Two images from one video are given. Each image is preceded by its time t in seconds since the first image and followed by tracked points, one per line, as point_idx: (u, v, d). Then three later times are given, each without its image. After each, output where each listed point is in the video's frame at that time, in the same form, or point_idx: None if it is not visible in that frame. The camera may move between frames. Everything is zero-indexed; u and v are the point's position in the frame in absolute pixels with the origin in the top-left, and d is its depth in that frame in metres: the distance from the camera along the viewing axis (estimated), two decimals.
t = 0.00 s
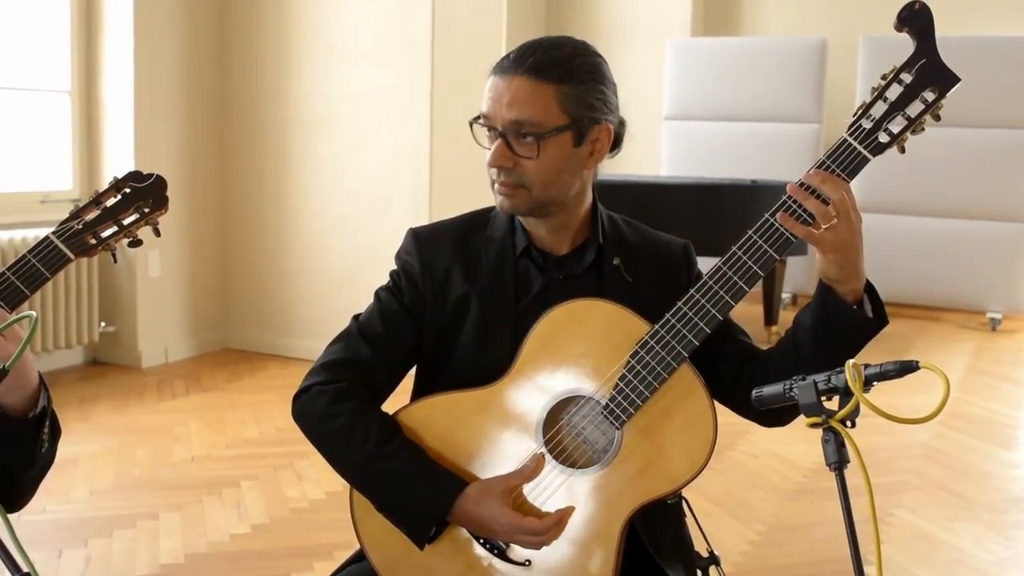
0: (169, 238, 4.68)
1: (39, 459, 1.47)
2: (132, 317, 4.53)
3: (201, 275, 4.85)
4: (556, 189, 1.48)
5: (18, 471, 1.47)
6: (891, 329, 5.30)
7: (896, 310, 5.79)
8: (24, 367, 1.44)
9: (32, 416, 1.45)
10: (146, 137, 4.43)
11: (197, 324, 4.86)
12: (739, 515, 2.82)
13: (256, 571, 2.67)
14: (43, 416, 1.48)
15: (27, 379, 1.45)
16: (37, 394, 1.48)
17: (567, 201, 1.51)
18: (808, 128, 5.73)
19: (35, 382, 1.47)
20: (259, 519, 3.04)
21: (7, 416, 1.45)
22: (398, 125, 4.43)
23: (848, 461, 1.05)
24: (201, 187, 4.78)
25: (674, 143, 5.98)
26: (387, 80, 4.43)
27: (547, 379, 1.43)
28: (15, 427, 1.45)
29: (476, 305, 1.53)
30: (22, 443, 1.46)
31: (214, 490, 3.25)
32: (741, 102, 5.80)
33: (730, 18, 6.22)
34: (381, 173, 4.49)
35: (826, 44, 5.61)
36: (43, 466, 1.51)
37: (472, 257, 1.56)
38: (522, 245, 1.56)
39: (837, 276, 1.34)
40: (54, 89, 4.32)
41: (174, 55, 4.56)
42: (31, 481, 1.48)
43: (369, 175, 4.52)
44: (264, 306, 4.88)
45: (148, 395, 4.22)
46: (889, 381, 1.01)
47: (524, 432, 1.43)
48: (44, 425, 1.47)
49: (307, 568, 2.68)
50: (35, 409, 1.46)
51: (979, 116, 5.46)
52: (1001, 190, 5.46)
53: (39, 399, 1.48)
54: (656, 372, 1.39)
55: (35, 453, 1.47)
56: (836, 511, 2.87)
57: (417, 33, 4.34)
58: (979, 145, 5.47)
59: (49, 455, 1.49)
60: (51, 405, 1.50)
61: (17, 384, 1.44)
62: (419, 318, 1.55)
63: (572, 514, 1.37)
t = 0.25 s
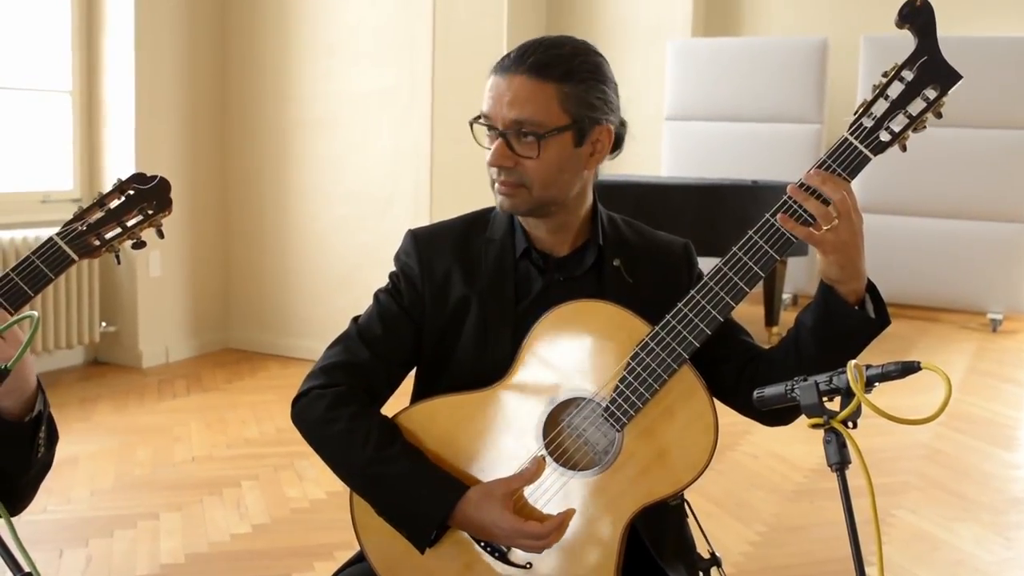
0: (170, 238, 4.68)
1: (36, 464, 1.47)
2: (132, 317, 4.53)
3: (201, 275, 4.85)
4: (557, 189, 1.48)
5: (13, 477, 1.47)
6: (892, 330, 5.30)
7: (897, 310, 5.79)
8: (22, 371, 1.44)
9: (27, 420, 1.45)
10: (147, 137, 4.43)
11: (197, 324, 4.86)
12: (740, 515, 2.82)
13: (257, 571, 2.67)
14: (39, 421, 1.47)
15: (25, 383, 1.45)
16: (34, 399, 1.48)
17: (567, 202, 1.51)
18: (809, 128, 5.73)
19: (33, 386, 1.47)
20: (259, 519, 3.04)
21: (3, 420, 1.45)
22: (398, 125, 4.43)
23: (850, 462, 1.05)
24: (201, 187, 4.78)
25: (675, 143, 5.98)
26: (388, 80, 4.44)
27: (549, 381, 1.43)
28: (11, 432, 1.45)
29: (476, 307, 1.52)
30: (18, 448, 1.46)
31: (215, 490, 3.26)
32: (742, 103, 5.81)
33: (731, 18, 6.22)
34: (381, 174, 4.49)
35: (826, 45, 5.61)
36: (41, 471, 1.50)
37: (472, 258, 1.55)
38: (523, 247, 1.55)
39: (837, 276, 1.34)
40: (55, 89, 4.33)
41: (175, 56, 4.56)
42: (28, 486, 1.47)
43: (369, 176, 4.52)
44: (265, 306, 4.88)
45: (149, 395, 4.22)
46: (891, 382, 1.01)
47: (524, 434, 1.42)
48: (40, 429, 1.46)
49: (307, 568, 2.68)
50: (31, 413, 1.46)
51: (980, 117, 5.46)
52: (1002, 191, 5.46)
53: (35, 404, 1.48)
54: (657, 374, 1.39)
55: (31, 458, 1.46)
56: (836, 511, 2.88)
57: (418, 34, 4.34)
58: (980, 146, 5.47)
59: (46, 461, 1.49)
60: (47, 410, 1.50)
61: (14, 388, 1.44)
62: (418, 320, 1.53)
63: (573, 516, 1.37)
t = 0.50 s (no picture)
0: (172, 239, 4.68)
1: (32, 468, 1.44)
2: (135, 317, 4.53)
3: (203, 275, 4.86)
4: (558, 174, 1.47)
5: (11, 481, 1.44)
6: (894, 330, 5.30)
7: (899, 310, 5.79)
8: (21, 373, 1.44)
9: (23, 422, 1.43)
10: (149, 137, 4.44)
11: (199, 324, 4.87)
12: (742, 516, 2.82)
13: (259, 571, 2.67)
14: (36, 424, 1.45)
15: (24, 384, 1.44)
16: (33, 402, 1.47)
17: (568, 191, 1.50)
18: (811, 129, 5.73)
19: (32, 389, 1.47)
20: (261, 519, 3.04)
21: None
22: (400, 125, 4.44)
23: (853, 462, 1.05)
24: (203, 188, 4.79)
25: (676, 143, 5.99)
26: (390, 80, 4.44)
27: (550, 382, 1.41)
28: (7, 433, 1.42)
29: (476, 307, 1.50)
30: (14, 451, 1.43)
31: (217, 490, 3.26)
32: (743, 103, 5.81)
33: (733, 18, 6.22)
34: (384, 173, 4.49)
35: (828, 45, 5.61)
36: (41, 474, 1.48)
37: (472, 259, 1.53)
38: (522, 247, 1.53)
39: (839, 276, 1.34)
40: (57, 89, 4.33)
41: (177, 56, 4.57)
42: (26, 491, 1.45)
43: (372, 176, 4.52)
44: (267, 306, 4.88)
45: (151, 395, 4.22)
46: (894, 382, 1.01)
47: (523, 436, 1.40)
48: (37, 432, 1.44)
49: (309, 568, 2.68)
50: (28, 416, 1.45)
51: (982, 117, 5.46)
52: (1004, 191, 5.46)
53: (34, 407, 1.47)
54: (657, 375, 1.37)
55: (28, 462, 1.44)
56: (838, 512, 2.88)
57: (420, 35, 4.35)
58: (982, 146, 5.47)
59: (44, 464, 1.46)
60: (46, 414, 1.48)
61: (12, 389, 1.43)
62: (418, 320, 1.51)
63: (573, 519, 1.36)
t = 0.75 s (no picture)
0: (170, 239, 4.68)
1: (27, 470, 1.43)
2: (132, 317, 4.53)
3: (201, 276, 4.86)
4: (555, 166, 1.46)
5: (7, 483, 1.44)
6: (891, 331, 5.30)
7: (897, 311, 5.79)
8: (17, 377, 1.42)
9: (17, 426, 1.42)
10: (148, 137, 4.44)
11: (197, 324, 4.87)
12: (739, 517, 2.83)
13: (257, 571, 2.68)
14: (30, 427, 1.44)
15: (19, 387, 1.43)
16: (28, 405, 1.45)
17: (565, 186, 1.49)
18: (809, 129, 5.73)
19: (28, 392, 1.45)
20: (259, 520, 3.04)
21: None
22: (399, 126, 4.44)
23: (852, 464, 1.05)
24: (201, 188, 4.78)
25: (674, 144, 5.99)
26: (388, 80, 4.44)
27: (548, 383, 1.41)
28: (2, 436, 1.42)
29: (473, 309, 1.50)
30: (9, 454, 1.43)
31: (215, 491, 3.26)
32: (742, 103, 5.81)
33: (731, 19, 6.23)
34: (382, 174, 4.49)
35: (827, 46, 5.62)
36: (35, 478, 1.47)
37: (468, 260, 1.53)
38: (519, 248, 1.53)
39: (836, 277, 1.34)
40: (55, 89, 4.34)
41: (175, 55, 4.57)
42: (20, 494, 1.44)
43: (370, 177, 4.53)
44: (265, 306, 4.88)
45: (148, 395, 4.22)
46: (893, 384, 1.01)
47: (520, 437, 1.40)
48: (31, 436, 1.44)
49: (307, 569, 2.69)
50: (23, 419, 1.44)
51: (980, 118, 5.46)
52: (1001, 193, 5.46)
53: (30, 409, 1.46)
54: (654, 377, 1.36)
55: (22, 465, 1.43)
56: (835, 513, 2.88)
57: (419, 35, 4.35)
58: (980, 148, 5.48)
59: (39, 468, 1.46)
60: (41, 417, 1.47)
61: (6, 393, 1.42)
62: (415, 322, 1.51)
63: (570, 521, 1.36)
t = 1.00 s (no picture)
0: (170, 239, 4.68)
1: (26, 474, 1.40)
2: (133, 318, 4.53)
3: (202, 277, 4.86)
4: (557, 168, 1.47)
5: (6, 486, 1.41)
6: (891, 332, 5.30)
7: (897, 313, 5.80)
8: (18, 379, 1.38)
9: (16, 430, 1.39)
10: (148, 137, 4.44)
11: (198, 324, 4.87)
12: (740, 518, 2.83)
13: (258, 572, 2.68)
14: (29, 430, 1.41)
15: (19, 390, 1.39)
16: (27, 406, 1.42)
17: (567, 188, 1.50)
18: (809, 130, 5.73)
19: (27, 393, 1.41)
20: (260, 521, 3.05)
21: None
22: (400, 127, 4.44)
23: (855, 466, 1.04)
24: (202, 188, 4.79)
25: (673, 145, 6.00)
26: (389, 82, 4.45)
27: (551, 384, 1.41)
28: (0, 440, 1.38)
29: (476, 310, 1.50)
30: (7, 457, 1.39)
31: (215, 492, 3.26)
32: (742, 104, 5.81)
33: (731, 20, 6.23)
34: (383, 175, 4.50)
35: (827, 47, 5.62)
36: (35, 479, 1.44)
37: (471, 261, 1.53)
38: (521, 249, 1.53)
39: (839, 278, 1.34)
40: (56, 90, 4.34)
41: (175, 56, 4.57)
42: (19, 498, 1.41)
43: (370, 178, 4.53)
44: (265, 307, 4.88)
45: (149, 396, 4.22)
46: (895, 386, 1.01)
47: (523, 439, 1.40)
48: (30, 439, 1.40)
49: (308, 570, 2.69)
50: (21, 422, 1.40)
51: (980, 119, 5.46)
52: (1001, 194, 5.46)
53: (30, 410, 1.43)
54: (656, 378, 1.36)
55: (21, 468, 1.40)
56: (836, 514, 2.88)
57: (420, 37, 4.36)
58: (980, 149, 5.48)
59: (38, 470, 1.42)
60: (41, 419, 1.44)
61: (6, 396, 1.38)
62: (417, 323, 1.51)
63: (573, 522, 1.36)
